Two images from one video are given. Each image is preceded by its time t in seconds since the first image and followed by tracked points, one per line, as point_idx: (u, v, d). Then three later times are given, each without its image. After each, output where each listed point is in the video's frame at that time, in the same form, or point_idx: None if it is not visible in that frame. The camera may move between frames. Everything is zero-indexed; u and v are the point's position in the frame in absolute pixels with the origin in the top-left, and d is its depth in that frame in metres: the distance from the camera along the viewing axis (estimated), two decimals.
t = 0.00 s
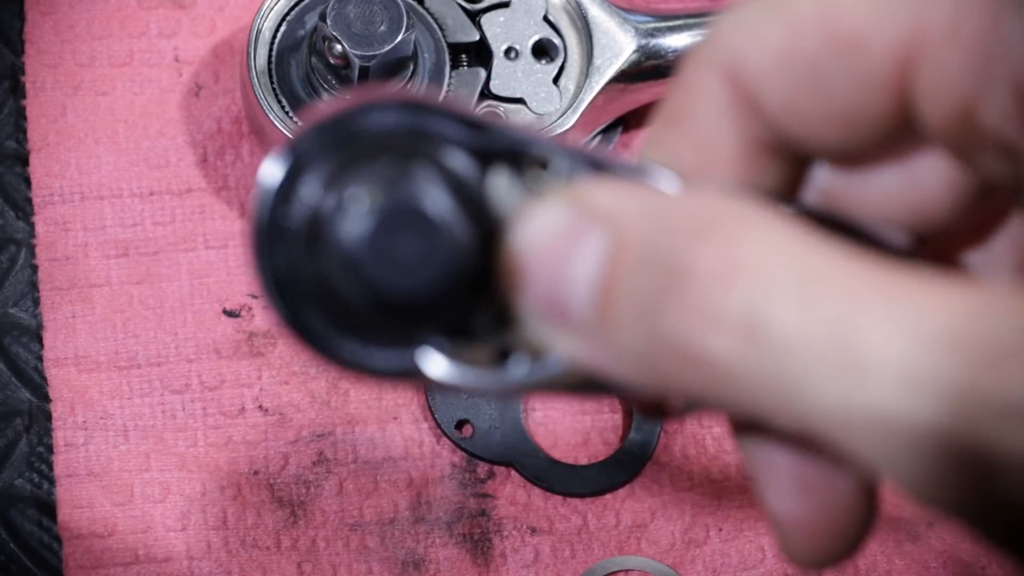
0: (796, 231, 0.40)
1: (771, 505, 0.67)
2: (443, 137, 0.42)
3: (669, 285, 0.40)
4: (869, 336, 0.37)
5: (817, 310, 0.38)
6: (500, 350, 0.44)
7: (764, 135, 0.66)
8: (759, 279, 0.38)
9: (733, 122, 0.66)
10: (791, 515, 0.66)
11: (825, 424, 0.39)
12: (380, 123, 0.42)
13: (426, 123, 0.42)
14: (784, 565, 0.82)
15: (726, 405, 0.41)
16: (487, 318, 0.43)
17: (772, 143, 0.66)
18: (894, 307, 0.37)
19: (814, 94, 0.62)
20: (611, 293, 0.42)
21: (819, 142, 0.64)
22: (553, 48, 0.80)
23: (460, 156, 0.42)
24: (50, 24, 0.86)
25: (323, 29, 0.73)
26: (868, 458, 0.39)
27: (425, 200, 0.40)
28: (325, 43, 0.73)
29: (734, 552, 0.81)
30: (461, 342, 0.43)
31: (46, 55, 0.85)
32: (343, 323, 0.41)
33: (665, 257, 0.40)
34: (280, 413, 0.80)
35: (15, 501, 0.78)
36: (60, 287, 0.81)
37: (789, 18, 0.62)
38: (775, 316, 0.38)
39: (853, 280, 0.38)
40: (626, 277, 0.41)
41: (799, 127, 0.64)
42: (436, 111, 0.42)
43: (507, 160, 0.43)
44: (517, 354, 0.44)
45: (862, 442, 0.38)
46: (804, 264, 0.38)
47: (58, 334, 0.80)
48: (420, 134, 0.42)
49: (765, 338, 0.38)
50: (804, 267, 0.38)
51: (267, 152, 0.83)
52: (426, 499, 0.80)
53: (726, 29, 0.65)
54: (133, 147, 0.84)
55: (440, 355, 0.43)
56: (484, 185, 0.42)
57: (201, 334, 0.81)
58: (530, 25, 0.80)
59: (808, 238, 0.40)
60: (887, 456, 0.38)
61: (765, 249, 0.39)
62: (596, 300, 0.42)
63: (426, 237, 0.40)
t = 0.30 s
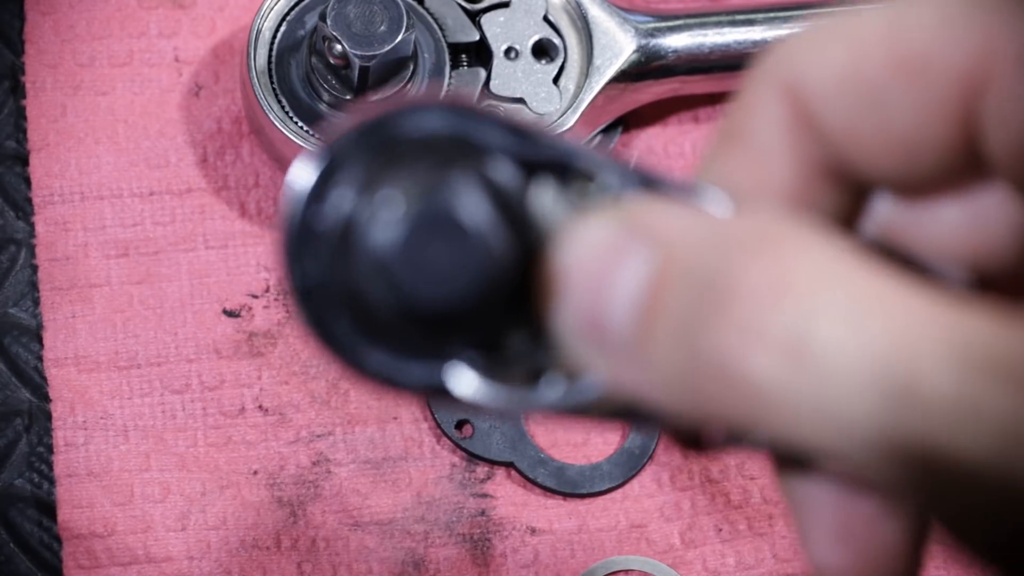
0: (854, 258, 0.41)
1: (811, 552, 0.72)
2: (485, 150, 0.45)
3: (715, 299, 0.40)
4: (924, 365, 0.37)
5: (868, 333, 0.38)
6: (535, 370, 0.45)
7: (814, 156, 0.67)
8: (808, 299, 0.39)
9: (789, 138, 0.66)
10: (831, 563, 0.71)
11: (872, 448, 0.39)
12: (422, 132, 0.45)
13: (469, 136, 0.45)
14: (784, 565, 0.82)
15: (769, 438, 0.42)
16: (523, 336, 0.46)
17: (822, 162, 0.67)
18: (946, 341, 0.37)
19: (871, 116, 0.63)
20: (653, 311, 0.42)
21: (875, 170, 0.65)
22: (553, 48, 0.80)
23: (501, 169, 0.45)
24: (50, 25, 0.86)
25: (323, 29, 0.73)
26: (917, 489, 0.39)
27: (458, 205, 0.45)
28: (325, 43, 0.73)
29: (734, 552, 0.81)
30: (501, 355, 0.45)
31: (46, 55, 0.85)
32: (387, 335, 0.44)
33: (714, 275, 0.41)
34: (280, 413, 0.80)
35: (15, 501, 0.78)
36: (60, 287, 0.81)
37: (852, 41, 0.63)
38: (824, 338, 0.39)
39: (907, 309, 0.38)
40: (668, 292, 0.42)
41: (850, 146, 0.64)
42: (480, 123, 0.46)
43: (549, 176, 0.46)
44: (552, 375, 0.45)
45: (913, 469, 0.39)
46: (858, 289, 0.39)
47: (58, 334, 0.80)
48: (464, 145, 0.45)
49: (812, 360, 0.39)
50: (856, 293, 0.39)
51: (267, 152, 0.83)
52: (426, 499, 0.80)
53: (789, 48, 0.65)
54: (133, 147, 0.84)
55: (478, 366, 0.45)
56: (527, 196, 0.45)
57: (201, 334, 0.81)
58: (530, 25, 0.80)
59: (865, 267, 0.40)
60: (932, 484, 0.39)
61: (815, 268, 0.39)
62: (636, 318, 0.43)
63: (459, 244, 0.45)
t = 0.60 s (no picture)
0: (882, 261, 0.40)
1: (763, 547, 0.65)
2: (495, 67, 0.42)
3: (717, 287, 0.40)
4: (916, 369, 0.37)
5: (869, 332, 0.38)
6: (505, 296, 0.43)
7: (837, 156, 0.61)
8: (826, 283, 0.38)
9: (817, 135, 0.61)
10: (781, 561, 0.64)
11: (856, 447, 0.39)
12: (431, 37, 0.41)
13: (481, 52, 0.42)
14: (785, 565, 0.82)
15: (765, 429, 0.41)
16: (505, 267, 0.42)
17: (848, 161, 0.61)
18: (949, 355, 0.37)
19: (898, 118, 0.57)
20: (652, 288, 0.41)
21: (904, 181, 0.58)
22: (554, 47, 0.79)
23: (508, 91, 0.41)
24: (49, 24, 0.86)
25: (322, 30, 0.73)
26: (891, 484, 0.39)
27: (441, 117, 0.38)
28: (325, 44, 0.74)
29: (733, 552, 0.82)
30: (472, 275, 0.42)
31: (46, 54, 0.85)
32: (351, 229, 0.41)
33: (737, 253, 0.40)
34: (280, 413, 0.80)
35: (15, 501, 0.78)
36: (60, 287, 0.81)
37: (889, 44, 0.57)
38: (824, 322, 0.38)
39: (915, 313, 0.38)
40: (683, 264, 0.40)
41: (878, 153, 0.58)
42: (497, 37, 0.42)
43: (559, 105, 0.42)
44: (519, 305, 0.43)
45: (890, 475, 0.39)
46: (872, 286, 0.38)
47: (57, 334, 0.80)
48: (474, 61, 0.41)
49: (815, 350, 0.38)
50: (872, 290, 0.38)
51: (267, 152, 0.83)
52: (426, 499, 0.80)
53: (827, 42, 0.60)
54: (133, 146, 0.84)
55: (444, 282, 0.42)
56: (529, 124, 0.42)
57: (201, 334, 0.81)
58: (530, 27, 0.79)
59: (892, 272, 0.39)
60: (913, 497, 0.39)
61: (837, 261, 0.38)
62: (652, 302, 0.41)
63: (443, 151, 0.38)
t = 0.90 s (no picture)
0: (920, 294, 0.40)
1: None
2: (522, 75, 0.41)
3: (750, 317, 0.40)
4: (936, 401, 0.36)
5: (897, 363, 0.37)
6: (522, 310, 0.42)
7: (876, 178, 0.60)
8: (858, 312, 0.38)
9: (859, 155, 0.60)
10: None
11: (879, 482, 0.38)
12: (458, 39, 0.41)
13: (508, 56, 0.42)
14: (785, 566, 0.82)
15: (790, 444, 0.41)
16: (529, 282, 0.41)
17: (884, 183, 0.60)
18: (969, 389, 0.37)
19: (942, 142, 0.57)
20: (682, 309, 0.40)
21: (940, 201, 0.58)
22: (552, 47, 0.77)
23: (535, 97, 0.41)
24: (49, 24, 0.86)
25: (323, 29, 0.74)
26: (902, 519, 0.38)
27: (456, 118, 0.38)
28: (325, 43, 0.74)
29: (733, 553, 0.81)
30: (493, 287, 0.41)
31: (46, 54, 0.85)
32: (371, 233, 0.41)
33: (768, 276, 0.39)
34: (280, 413, 0.80)
35: (15, 501, 0.78)
36: (60, 287, 0.81)
37: (942, 64, 0.56)
38: (851, 348, 0.38)
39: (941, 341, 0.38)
40: (714, 285, 0.40)
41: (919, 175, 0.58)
42: (526, 41, 0.42)
43: (589, 116, 0.42)
44: (540, 320, 0.42)
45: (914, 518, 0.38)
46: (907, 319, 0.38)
47: (57, 334, 0.80)
48: (502, 67, 0.41)
49: (843, 380, 0.38)
50: (905, 321, 0.38)
51: (266, 152, 0.83)
52: (426, 499, 0.80)
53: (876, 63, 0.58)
54: (133, 146, 0.84)
55: (464, 292, 0.41)
56: (559, 137, 0.41)
57: (201, 334, 0.81)
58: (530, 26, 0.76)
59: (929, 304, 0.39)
60: (924, 531, 0.38)
61: (871, 291, 0.38)
62: (686, 318, 0.41)
63: (454, 148, 0.38)
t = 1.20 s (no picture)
0: (941, 324, 0.40)
1: None
2: (538, 84, 0.41)
3: (765, 342, 0.40)
4: (954, 439, 0.37)
5: (913, 392, 0.38)
6: (528, 322, 0.41)
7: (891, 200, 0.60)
8: (877, 344, 0.38)
9: (873, 173, 0.60)
10: None
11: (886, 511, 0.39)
12: (475, 45, 0.41)
13: (526, 64, 0.41)
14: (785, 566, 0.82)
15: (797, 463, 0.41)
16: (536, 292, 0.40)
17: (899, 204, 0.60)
18: (983, 425, 0.38)
19: (965, 163, 0.58)
20: (695, 328, 0.40)
21: (962, 220, 0.59)
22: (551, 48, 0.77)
23: (549, 106, 0.41)
24: (49, 24, 0.86)
25: (323, 29, 0.73)
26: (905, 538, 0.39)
27: (469, 122, 0.39)
28: (325, 43, 0.74)
29: (733, 552, 0.82)
30: (499, 297, 0.41)
31: (46, 54, 0.85)
32: (377, 238, 0.40)
33: (785, 301, 0.40)
34: (280, 413, 0.80)
35: (15, 501, 0.78)
36: (60, 287, 0.81)
37: (963, 87, 0.57)
38: (867, 379, 0.38)
39: (959, 376, 0.38)
40: (728, 303, 0.40)
41: (941, 194, 0.59)
42: (543, 49, 0.42)
43: (604, 127, 0.41)
44: (547, 333, 0.41)
45: (921, 547, 0.39)
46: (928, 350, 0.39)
47: (57, 334, 0.80)
48: (517, 74, 0.41)
49: (858, 411, 0.38)
50: (923, 353, 0.38)
51: (267, 151, 0.83)
52: (426, 499, 0.80)
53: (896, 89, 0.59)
54: (133, 147, 0.84)
55: (470, 301, 0.40)
56: (573, 146, 0.41)
57: (201, 334, 0.81)
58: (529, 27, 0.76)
59: (949, 334, 0.40)
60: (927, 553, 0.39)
61: (891, 323, 0.39)
62: (699, 334, 0.41)
63: (468, 150, 0.39)
